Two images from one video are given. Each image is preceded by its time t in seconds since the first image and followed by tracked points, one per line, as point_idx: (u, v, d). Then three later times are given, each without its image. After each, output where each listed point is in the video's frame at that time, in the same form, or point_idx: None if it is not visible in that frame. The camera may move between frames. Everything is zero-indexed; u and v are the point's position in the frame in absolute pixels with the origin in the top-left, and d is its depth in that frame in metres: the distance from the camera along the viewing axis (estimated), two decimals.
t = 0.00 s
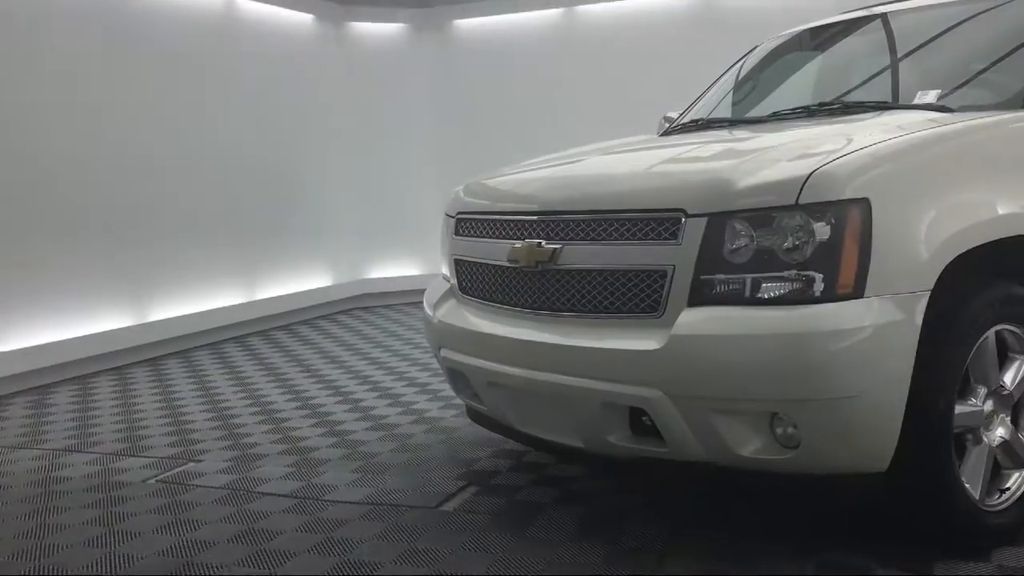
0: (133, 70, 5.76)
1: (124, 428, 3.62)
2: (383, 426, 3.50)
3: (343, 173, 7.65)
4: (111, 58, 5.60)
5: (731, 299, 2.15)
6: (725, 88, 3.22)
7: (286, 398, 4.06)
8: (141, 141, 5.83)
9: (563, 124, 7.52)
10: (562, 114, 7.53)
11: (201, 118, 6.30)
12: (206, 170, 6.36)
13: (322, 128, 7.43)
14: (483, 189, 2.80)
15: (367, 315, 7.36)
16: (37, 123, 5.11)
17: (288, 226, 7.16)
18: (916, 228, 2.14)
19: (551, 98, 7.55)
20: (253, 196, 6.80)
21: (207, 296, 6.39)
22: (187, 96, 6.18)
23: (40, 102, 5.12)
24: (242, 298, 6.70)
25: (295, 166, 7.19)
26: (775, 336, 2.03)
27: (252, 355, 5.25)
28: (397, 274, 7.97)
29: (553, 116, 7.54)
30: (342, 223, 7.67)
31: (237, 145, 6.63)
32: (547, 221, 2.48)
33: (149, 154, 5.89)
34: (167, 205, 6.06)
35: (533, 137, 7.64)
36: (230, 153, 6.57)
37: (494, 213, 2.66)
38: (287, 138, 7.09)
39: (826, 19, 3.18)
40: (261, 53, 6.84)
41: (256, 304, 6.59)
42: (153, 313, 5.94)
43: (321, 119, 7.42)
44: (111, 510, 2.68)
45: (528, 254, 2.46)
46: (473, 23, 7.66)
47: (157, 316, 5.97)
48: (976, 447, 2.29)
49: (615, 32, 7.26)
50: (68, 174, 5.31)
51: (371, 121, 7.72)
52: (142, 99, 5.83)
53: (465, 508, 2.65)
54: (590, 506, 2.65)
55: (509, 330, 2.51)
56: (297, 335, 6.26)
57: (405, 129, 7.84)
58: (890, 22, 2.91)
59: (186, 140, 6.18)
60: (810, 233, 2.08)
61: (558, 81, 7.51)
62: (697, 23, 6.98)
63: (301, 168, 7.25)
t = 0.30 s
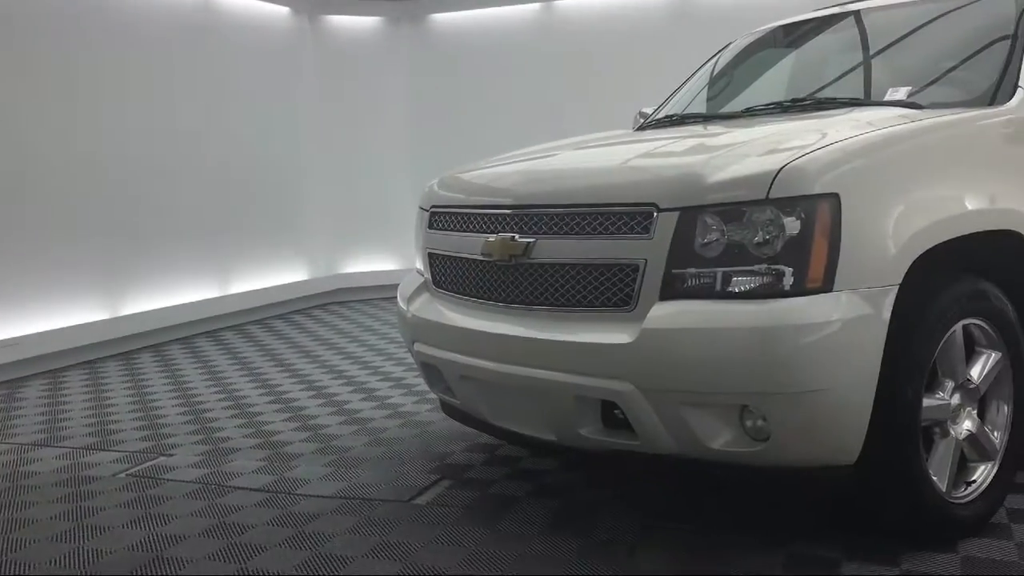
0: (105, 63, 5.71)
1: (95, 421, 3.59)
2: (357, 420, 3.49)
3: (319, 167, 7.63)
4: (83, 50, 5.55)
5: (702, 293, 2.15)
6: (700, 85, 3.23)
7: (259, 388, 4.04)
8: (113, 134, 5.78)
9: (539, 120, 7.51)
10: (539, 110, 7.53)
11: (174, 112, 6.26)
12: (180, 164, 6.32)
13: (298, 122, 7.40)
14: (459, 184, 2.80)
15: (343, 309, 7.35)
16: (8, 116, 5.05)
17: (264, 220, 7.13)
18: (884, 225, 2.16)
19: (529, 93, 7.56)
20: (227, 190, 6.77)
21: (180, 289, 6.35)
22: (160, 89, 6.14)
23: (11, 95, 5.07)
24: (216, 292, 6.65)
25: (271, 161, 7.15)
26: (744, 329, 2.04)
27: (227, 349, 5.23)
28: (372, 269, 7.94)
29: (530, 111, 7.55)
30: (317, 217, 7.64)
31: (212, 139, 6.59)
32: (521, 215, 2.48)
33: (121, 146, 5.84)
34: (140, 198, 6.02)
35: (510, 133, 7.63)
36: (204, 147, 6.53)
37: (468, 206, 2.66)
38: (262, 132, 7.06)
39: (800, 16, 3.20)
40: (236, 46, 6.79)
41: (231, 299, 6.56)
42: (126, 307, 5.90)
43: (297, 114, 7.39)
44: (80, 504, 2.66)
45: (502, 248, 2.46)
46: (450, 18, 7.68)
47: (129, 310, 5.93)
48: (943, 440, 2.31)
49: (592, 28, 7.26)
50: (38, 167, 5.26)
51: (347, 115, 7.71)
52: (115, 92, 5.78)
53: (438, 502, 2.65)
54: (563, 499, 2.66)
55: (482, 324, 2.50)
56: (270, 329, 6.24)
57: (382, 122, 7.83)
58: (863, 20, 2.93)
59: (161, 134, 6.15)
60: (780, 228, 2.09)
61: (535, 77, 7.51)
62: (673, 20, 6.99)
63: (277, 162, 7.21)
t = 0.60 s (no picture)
0: (72, 55, 5.64)
1: (62, 418, 3.55)
2: (327, 415, 3.48)
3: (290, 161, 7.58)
4: (48, 41, 5.47)
5: (671, 289, 2.16)
6: (672, 81, 3.25)
7: (229, 384, 4.02)
8: (79, 126, 5.70)
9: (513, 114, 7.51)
10: (512, 105, 7.53)
11: (143, 104, 6.19)
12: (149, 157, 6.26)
13: (269, 116, 7.34)
14: (428, 179, 2.79)
15: (314, 304, 7.32)
16: None
17: (234, 214, 7.07)
18: (851, 221, 2.17)
19: (501, 88, 7.56)
20: (198, 184, 6.71)
21: (149, 283, 6.30)
22: (128, 81, 6.07)
23: None
24: (185, 287, 6.60)
25: (241, 154, 7.10)
26: (713, 324, 2.05)
27: (197, 344, 5.19)
28: (344, 264, 7.95)
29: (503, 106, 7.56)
30: (288, 212, 7.60)
31: (181, 132, 6.53)
32: (492, 210, 2.48)
33: (88, 139, 5.78)
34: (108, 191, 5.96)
35: (483, 127, 7.66)
36: (174, 140, 6.47)
37: (439, 201, 2.65)
38: (233, 126, 7.00)
39: (770, 14, 3.23)
40: (207, 39, 6.73)
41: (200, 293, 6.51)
42: (94, 301, 5.84)
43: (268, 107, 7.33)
44: (44, 501, 2.62)
45: (472, 243, 2.45)
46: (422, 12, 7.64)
47: (97, 304, 5.87)
48: (909, 434, 2.34)
49: (565, 24, 7.28)
50: (3, 160, 5.20)
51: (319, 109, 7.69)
52: (82, 84, 5.71)
53: (409, 497, 2.65)
54: (533, 494, 2.67)
55: (453, 318, 2.50)
56: (240, 324, 6.21)
57: (354, 117, 7.81)
58: (833, 18, 2.95)
59: (130, 127, 6.09)
60: (748, 224, 2.10)
61: (508, 73, 7.51)
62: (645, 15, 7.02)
63: (248, 156, 7.16)
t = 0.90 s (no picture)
0: (38, 50, 5.57)
1: (25, 417, 3.50)
2: (295, 414, 3.46)
3: (258, 159, 7.51)
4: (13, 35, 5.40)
5: (638, 287, 2.16)
6: (642, 80, 3.27)
7: (197, 382, 3.99)
8: (44, 120, 5.63)
9: (487, 111, 7.51)
10: (483, 105, 7.54)
11: (109, 100, 6.12)
12: (115, 153, 6.19)
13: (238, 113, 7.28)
14: (397, 176, 2.78)
15: (284, 302, 7.27)
16: None
17: (202, 212, 7.01)
18: (815, 220, 2.19)
19: (472, 87, 7.56)
20: (167, 181, 6.66)
21: (114, 281, 6.23)
22: (97, 77, 6.02)
23: None
24: (151, 284, 6.54)
25: (209, 152, 7.03)
26: (679, 322, 2.06)
27: (165, 342, 5.14)
28: (316, 261, 7.89)
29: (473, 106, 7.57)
30: (257, 209, 7.53)
31: (148, 128, 6.46)
32: (461, 208, 2.47)
33: (53, 134, 5.71)
34: (73, 187, 5.88)
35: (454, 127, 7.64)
36: (140, 137, 6.40)
37: (408, 199, 2.64)
38: (202, 123, 6.94)
39: (739, 14, 3.25)
40: (175, 35, 6.67)
41: (167, 290, 6.46)
42: (59, 299, 5.76)
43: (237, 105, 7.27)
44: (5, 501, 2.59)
45: (441, 241, 2.44)
46: (394, 9, 7.62)
47: (61, 301, 5.79)
48: (872, 431, 2.36)
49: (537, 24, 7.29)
50: None
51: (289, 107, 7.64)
52: (46, 78, 5.63)
53: (376, 496, 2.64)
54: (501, 492, 2.67)
55: (421, 316, 2.49)
56: (209, 321, 6.16)
57: (323, 116, 7.74)
58: (800, 19, 2.97)
59: (97, 123, 6.03)
60: (714, 222, 2.10)
61: (480, 70, 7.51)
62: (615, 17, 7.06)
63: (216, 153, 7.09)
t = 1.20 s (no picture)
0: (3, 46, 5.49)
1: None
2: (264, 415, 3.44)
3: (227, 158, 7.45)
4: None
5: (607, 288, 2.17)
6: (612, 81, 3.28)
7: (166, 383, 3.95)
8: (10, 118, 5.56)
9: (461, 110, 7.51)
10: (455, 105, 7.54)
11: (76, 98, 6.03)
12: (83, 151, 6.12)
13: (207, 112, 7.22)
14: (368, 175, 2.76)
15: (252, 302, 7.23)
16: None
17: (172, 211, 6.95)
18: (782, 222, 2.20)
19: (444, 87, 7.56)
20: (136, 179, 6.59)
21: (81, 280, 6.15)
22: (65, 73, 5.95)
23: None
24: (119, 284, 6.47)
25: (178, 150, 6.96)
26: (648, 323, 2.06)
27: (133, 343, 5.08)
28: (283, 261, 7.86)
29: (444, 106, 7.56)
30: (225, 208, 7.46)
31: (117, 126, 6.39)
32: (431, 208, 2.46)
33: (19, 131, 5.63)
34: (40, 185, 5.81)
35: (424, 126, 7.65)
36: (107, 134, 6.32)
37: (378, 199, 2.63)
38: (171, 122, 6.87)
39: (709, 17, 3.27)
40: (145, 32, 6.61)
41: (136, 290, 6.40)
42: (24, 299, 5.69)
43: (207, 103, 7.20)
44: None
45: (410, 241, 2.43)
46: (366, 8, 7.60)
47: (26, 301, 5.72)
48: (838, 431, 2.38)
49: (508, 25, 7.30)
50: None
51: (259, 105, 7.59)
52: (10, 75, 5.53)
53: (345, 497, 2.63)
54: (470, 493, 2.66)
55: (390, 316, 2.48)
56: (178, 321, 6.11)
57: (293, 115, 7.72)
58: (770, 22, 2.99)
59: (64, 121, 5.96)
60: (682, 225, 2.11)
61: (454, 69, 7.50)
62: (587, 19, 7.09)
63: (187, 152, 7.04)
